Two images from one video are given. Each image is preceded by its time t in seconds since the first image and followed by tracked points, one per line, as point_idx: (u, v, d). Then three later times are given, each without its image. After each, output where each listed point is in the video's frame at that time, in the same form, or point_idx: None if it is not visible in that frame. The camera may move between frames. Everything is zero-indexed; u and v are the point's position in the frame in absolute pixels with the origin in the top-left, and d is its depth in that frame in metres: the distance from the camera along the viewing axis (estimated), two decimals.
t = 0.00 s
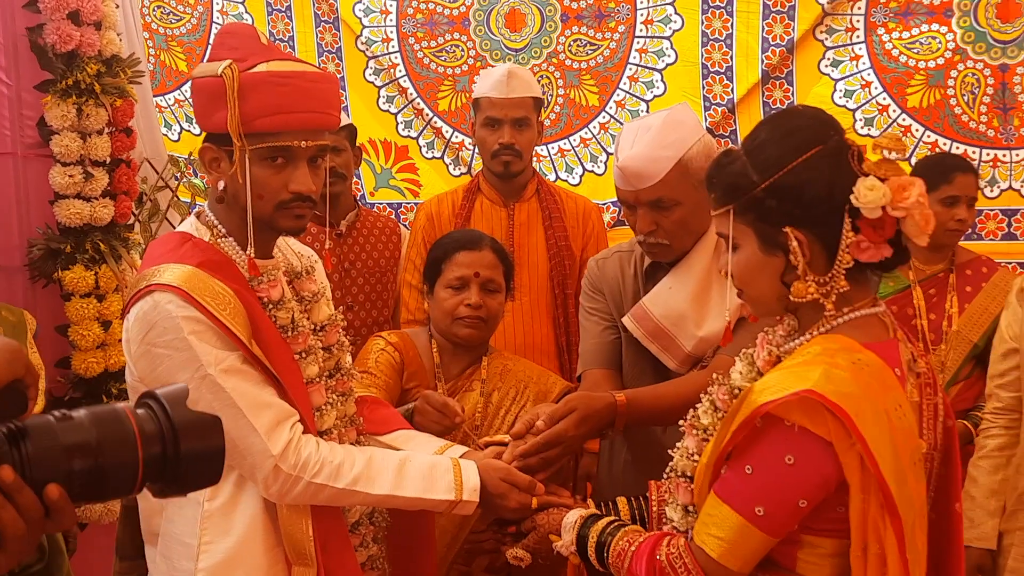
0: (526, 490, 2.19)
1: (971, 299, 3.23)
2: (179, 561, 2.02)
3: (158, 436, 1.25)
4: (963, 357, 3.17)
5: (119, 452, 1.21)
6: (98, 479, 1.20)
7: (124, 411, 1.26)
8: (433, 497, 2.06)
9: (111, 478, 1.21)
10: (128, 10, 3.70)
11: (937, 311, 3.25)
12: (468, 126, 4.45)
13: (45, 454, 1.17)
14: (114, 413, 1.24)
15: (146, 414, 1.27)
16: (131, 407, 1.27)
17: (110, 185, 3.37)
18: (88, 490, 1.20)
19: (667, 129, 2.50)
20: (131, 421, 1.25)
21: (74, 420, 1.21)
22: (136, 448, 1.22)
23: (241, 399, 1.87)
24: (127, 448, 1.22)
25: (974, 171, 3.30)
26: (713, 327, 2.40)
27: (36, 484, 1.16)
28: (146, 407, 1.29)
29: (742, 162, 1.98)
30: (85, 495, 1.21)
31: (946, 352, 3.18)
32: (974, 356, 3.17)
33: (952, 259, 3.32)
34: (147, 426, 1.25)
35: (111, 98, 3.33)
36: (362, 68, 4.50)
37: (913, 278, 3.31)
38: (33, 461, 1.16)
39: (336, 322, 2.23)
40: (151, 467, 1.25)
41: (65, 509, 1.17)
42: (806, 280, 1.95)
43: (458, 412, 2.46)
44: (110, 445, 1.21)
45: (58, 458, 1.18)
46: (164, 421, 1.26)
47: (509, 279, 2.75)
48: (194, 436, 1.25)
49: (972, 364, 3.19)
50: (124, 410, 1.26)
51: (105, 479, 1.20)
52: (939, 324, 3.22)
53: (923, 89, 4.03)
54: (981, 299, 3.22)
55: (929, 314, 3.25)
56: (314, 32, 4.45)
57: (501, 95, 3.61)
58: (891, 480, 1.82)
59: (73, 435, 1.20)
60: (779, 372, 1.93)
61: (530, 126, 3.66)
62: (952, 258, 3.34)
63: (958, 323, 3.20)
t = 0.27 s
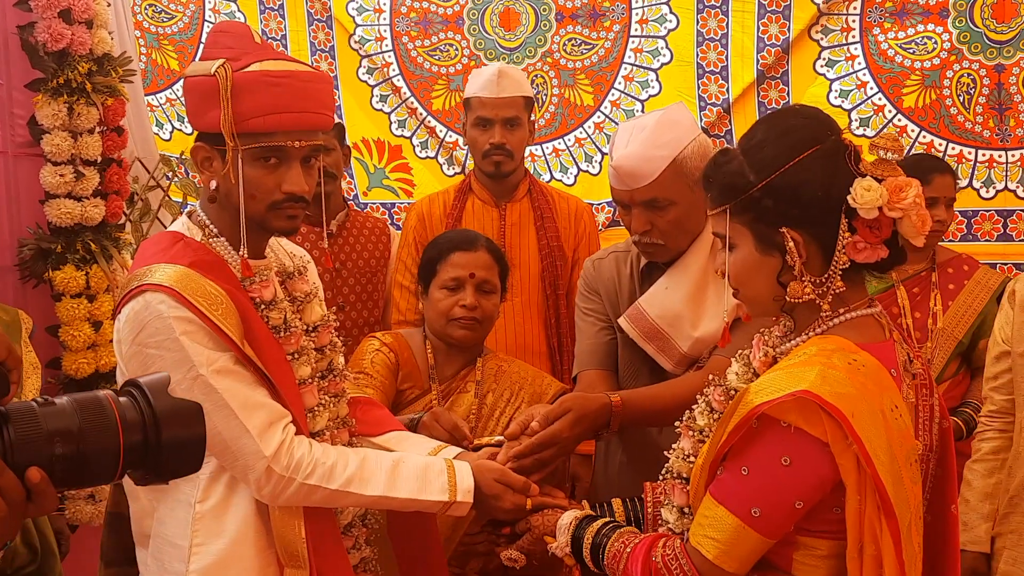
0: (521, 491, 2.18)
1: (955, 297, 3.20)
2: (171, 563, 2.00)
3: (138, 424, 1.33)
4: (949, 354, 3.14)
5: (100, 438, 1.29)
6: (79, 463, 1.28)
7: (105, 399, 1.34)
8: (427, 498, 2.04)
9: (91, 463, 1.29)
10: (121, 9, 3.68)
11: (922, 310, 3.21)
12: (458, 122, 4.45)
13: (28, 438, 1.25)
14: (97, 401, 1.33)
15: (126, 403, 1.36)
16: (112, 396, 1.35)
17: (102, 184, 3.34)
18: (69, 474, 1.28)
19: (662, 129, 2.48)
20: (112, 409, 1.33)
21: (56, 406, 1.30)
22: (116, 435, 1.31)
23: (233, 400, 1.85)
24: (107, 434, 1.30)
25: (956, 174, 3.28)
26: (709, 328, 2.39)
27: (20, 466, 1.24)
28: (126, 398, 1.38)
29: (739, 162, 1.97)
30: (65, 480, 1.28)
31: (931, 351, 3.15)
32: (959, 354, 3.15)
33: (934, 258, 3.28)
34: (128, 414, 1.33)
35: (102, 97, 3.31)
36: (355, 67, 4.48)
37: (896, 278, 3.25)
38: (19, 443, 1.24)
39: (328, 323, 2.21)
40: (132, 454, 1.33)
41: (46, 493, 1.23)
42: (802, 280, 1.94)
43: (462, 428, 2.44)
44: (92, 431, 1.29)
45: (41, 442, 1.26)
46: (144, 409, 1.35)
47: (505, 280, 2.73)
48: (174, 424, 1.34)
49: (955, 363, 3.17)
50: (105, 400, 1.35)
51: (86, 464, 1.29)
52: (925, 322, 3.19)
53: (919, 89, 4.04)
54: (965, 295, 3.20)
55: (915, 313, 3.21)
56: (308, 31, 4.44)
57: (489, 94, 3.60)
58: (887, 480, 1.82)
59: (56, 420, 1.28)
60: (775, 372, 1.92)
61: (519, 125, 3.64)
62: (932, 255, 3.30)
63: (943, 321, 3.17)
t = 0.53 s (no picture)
0: (515, 489, 2.18)
1: (955, 297, 3.20)
2: (166, 562, 2.00)
3: (123, 415, 1.47)
4: (950, 356, 3.16)
5: (84, 428, 1.43)
6: (63, 451, 1.42)
7: (93, 389, 1.47)
8: (422, 497, 2.04)
9: (73, 451, 1.42)
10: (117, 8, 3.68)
11: (923, 311, 3.20)
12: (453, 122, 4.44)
13: (17, 426, 1.39)
14: (84, 391, 1.46)
15: (114, 394, 1.49)
16: (100, 386, 1.49)
17: (97, 183, 3.34)
18: (55, 459, 1.42)
19: (657, 128, 2.48)
20: (98, 399, 1.46)
21: (44, 396, 1.43)
22: (100, 425, 1.44)
23: (228, 399, 1.86)
24: (91, 424, 1.43)
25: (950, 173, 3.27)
26: (705, 327, 2.38)
27: (8, 452, 1.38)
28: (114, 387, 1.51)
29: (735, 161, 1.97)
30: (51, 464, 1.42)
31: (934, 352, 3.16)
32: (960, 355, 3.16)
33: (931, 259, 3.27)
34: (113, 406, 1.46)
35: (98, 96, 3.31)
36: (352, 66, 4.49)
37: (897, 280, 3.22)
38: (8, 432, 1.38)
39: (322, 322, 2.21)
40: (118, 442, 1.46)
41: (29, 479, 1.40)
42: (797, 280, 1.94)
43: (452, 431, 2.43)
44: (75, 421, 1.42)
45: (27, 431, 1.39)
46: (129, 402, 1.48)
47: (502, 279, 2.73)
48: (154, 419, 1.47)
49: (955, 365, 3.18)
50: (93, 390, 1.48)
51: (69, 452, 1.42)
52: (927, 323, 3.18)
53: (916, 89, 4.04)
54: (964, 295, 3.20)
55: (916, 313, 3.20)
56: (304, 30, 4.44)
57: (482, 94, 3.61)
58: (881, 479, 1.82)
59: (43, 410, 1.41)
60: (770, 372, 1.93)
61: (511, 124, 3.64)
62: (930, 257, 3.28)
63: (945, 322, 3.17)
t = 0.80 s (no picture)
0: (513, 487, 2.17)
1: (959, 295, 3.20)
2: (161, 560, 2.00)
3: (112, 405, 1.50)
4: (954, 355, 3.15)
5: (73, 416, 1.46)
6: (52, 439, 1.45)
7: (83, 378, 1.51)
8: (419, 494, 2.04)
9: (63, 439, 1.46)
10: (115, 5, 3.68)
11: (927, 309, 3.18)
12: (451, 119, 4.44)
13: (7, 414, 1.42)
14: (74, 380, 1.50)
15: (103, 383, 1.53)
16: (90, 375, 1.53)
17: (94, 180, 3.34)
18: (44, 447, 1.45)
19: (657, 126, 2.48)
20: (89, 389, 1.50)
21: (34, 384, 1.47)
22: (89, 414, 1.48)
23: (225, 396, 1.85)
24: (81, 412, 1.47)
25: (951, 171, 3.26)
26: (703, 325, 2.38)
27: None
28: (104, 377, 1.55)
29: (735, 157, 1.97)
30: (41, 454, 1.46)
31: (937, 350, 3.15)
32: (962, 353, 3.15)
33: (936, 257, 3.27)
34: (102, 396, 1.50)
35: (96, 93, 3.30)
36: (349, 64, 4.48)
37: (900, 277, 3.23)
38: None
39: (319, 319, 2.20)
40: (108, 431, 1.50)
41: (18, 466, 1.43)
42: (797, 277, 1.94)
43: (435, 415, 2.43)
44: (65, 410, 1.46)
45: (17, 419, 1.43)
46: (119, 392, 1.52)
47: (501, 277, 2.72)
48: (144, 408, 1.51)
49: (958, 363, 3.17)
50: (85, 380, 1.52)
51: (58, 440, 1.46)
52: (931, 322, 3.16)
53: (914, 87, 4.05)
54: (968, 294, 3.20)
55: (921, 312, 3.18)
56: (302, 27, 4.43)
57: (478, 92, 3.60)
58: (880, 477, 1.82)
59: (33, 398, 1.45)
60: (769, 369, 1.93)
61: (507, 121, 3.63)
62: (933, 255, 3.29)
63: (949, 320, 3.17)
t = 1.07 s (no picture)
0: (510, 472, 2.33)
1: (929, 294, 3.36)
2: (185, 541, 2.15)
3: (134, 394, 1.51)
4: (922, 350, 3.30)
5: (98, 403, 1.46)
6: (77, 426, 1.44)
7: (106, 368, 1.51)
8: (424, 478, 2.19)
9: (87, 425, 1.45)
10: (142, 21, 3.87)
11: (898, 306, 3.36)
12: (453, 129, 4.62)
13: (33, 401, 1.40)
14: (97, 370, 1.50)
15: (125, 374, 1.53)
16: (113, 366, 1.53)
17: (123, 186, 3.51)
18: (67, 435, 1.43)
19: (647, 136, 2.64)
20: (111, 379, 1.51)
21: (60, 374, 1.46)
22: (112, 402, 1.48)
23: (242, 387, 2.01)
24: (105, 400, 1.47)
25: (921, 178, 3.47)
26: (688, 322, 2.53)
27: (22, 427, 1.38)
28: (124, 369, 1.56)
29: (719, 165, 2.13)
30: (63, 442, 1.44)
31: (906, 345, 3.30)
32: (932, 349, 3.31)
33: (908, 257, 3.45)
34: (125, 385, 1.51)
35: (124, 104, 3.48)
36: (360, 78, 4.65)
37: (873, 278, 3.39)
38: (22, 407, 1.39)
39: (331, 315, 2.37)
40: (128, 420, 1.51)
41: (44, 454, 1.38)
42: (776, 276, 2.09)
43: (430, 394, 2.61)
44: (92, 398, 1.46)
45: (43, 406, 1.41)
46: (141, 382, 1.53)
47: (501, 276, 2.88)
48: (167, 397, 1.53)
49: (932, 358, 3.34)
50: (106, 370, 1.52)
51: (82, 428, 1.45)
52: (901, 318, 3.33)
53: (884, 101, 4.21)
54: (937, 293, 3.36)
55: (892, 309, 3.35)
56: (316, 44, 4.61)
57: (479, 104, 3.77)
58: (853, 462, 1.97)
59: (58, 385, 1.44)
60: (750, 362, 2.08)
61: (506, 131, 3.80)
62: (905, 256, 3.46)
63: (919, 317, 3.34)
